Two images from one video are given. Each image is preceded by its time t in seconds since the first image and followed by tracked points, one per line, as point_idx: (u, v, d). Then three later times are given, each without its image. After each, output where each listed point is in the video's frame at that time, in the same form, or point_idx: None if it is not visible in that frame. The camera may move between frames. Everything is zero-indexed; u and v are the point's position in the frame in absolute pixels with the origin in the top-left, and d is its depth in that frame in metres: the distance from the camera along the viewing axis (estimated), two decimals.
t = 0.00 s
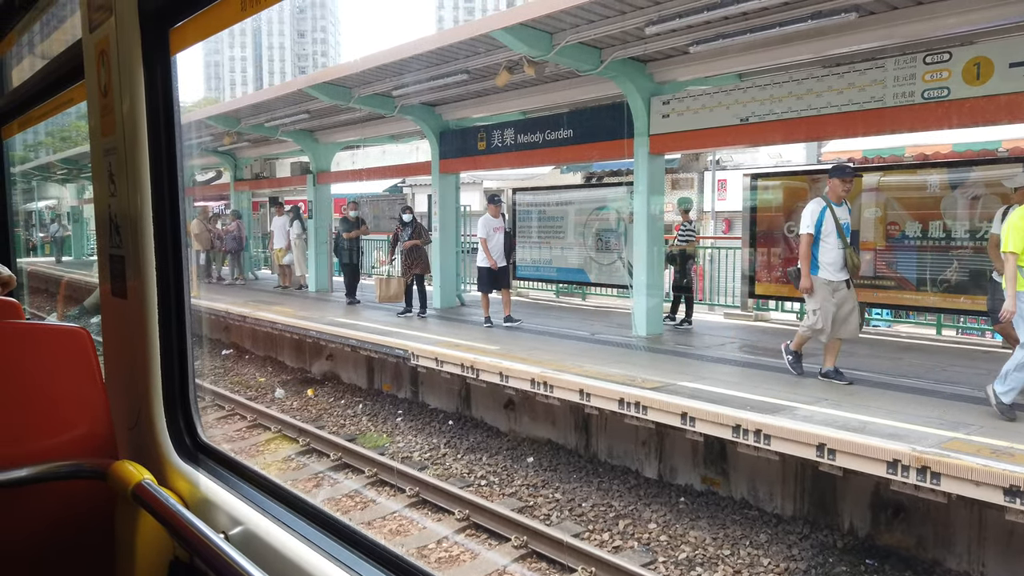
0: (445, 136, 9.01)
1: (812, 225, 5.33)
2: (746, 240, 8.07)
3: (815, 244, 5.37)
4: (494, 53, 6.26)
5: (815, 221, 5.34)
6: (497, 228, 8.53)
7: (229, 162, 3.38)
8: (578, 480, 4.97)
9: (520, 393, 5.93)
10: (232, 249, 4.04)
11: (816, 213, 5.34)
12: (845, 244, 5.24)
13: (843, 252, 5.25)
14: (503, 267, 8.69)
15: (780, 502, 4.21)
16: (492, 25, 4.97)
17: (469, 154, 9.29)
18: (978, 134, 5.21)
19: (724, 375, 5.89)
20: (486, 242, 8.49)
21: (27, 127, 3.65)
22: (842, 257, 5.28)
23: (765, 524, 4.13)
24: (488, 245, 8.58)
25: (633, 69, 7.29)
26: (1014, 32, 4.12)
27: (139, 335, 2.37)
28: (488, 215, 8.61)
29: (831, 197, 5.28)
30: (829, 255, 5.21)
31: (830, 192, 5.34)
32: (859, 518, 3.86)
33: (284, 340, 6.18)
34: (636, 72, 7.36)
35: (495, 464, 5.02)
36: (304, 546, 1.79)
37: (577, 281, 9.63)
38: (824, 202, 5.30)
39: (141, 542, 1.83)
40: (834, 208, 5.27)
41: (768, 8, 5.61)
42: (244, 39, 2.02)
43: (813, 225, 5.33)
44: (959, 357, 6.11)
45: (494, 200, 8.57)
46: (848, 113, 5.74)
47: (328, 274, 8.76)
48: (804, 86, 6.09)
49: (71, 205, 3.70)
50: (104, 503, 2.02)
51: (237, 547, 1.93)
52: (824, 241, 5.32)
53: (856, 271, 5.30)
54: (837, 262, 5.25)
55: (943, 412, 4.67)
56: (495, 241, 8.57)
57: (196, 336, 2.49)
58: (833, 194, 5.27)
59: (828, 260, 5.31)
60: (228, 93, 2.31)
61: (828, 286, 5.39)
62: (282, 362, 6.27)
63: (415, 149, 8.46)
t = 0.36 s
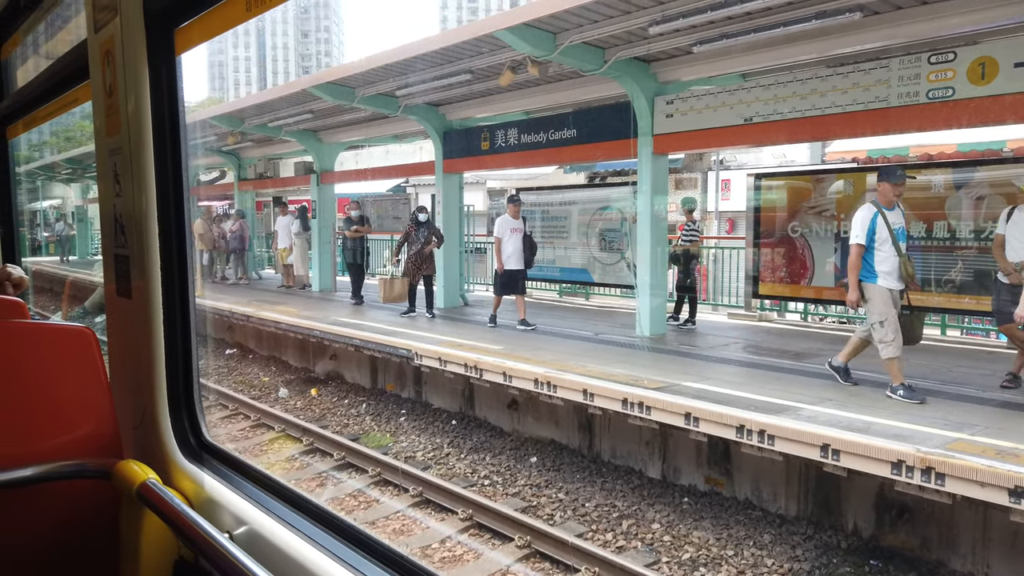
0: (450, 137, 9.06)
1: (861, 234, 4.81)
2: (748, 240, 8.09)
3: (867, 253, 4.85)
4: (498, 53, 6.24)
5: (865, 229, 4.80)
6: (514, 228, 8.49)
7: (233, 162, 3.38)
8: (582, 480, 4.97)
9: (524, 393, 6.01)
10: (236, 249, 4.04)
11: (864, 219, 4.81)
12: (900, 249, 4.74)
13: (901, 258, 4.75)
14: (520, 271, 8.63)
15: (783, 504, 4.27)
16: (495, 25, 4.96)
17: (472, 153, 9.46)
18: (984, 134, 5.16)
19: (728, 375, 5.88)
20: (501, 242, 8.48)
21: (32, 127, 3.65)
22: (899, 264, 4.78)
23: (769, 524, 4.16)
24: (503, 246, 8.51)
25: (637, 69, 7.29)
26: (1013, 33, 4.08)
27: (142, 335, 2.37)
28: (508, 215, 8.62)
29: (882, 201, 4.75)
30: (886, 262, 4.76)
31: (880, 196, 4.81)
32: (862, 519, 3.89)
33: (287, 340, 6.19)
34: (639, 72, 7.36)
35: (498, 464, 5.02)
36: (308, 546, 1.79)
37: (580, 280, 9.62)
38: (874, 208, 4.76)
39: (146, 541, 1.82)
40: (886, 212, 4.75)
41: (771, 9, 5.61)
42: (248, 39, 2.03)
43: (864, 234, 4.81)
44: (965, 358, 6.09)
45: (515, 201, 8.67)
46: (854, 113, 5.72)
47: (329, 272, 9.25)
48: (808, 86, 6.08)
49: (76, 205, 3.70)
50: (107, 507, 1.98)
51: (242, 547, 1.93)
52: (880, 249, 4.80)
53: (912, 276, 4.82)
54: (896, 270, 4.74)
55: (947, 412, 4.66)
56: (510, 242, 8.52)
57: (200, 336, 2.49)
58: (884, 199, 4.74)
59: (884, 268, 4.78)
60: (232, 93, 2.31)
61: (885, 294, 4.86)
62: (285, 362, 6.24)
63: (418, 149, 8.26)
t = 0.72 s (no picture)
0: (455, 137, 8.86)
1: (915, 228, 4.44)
2: (753, 239, 8.14)
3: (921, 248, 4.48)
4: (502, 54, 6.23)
5: (918, 224, 4.45)
6: (527, 229, 8.30)
7: (237, 162, 3.39)
8: (586, 480, 4.97)
9: (528, 394, 5.99)
10: (241, 249, 4.04)
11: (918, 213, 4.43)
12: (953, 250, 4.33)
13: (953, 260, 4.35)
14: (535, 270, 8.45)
15: (788, 504, 4.23)
16: (499, 25, 4.95)
17: (476, 154, 9.29)
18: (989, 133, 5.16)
19: (731, 376, 5.87)
20: (514, 242, 8.37)
21: (38, 127, 3.66)
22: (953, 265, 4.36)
23: (774, 525, 4.16)
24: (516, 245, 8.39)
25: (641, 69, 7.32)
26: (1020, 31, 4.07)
27: (147, 334, 2.38)
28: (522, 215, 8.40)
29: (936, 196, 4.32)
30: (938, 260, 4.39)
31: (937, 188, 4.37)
32: (867, 520, 3.84)
33: (291, 339, 6.22)
34: (643, 72, 7.36)
35: (502, 464, 5.02)
36: (312, 546, 1.79)
37: (584, 281, 9.62)
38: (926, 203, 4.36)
39: (150, 541, 1.83)
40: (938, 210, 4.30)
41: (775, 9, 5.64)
42: (253, 40, 2.03)
43: (916, 229, 4.46)
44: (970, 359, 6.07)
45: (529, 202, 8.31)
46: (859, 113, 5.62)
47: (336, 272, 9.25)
48: (813, 86, 6.06)
49: (81, 206, 3.69)
50: (111, 507, 1.98)
51: (246, 547, 1.93)
52: (931, 246, 4.42)
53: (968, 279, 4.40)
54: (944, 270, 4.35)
55: (952, 413, 4.65)
56: (523, 242, 8.34)
57: (205, 336, 2.50)
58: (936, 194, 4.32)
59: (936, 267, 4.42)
60: (238, 93, 2.35)
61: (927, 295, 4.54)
62: (290, 362, 6.31)
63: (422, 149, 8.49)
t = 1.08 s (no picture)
0: (460, 137, 8.99)
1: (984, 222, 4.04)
2: (759, 240, 8.03)
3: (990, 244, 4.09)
4: (508, 54, 6.23)
5: (986, 218, 4.04)
6: (538, 230, 8.17)
7: (243, 162, 3.39)
8: (591, 480, 4.95)
9: (533, 394, 5.97)
10: (246, 249, 4.04)
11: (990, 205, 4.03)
12: None
13: None
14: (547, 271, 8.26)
15: (794, 505, 4.24)
16: (506, 25, 4.95)
17: (482, 154, 9.36)
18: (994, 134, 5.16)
19: (737, 376, 5.85)
20: (526, 244, 8.24)
21: (45, 127, 3.67)
22: None
23: (780, 526, 4.14)
24: (528, 247, 8.26)
25: (647, 68, 7.23)
26: None
27: (154, 335, 2.38)
28: (531, 216, 8.26)
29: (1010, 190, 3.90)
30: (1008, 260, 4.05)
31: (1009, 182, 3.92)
32: (873, 521, 3.85)
33: (296, 339, 6.20)
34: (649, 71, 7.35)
35: (507, 465, 5.01)
36: (318, 546, 1.79)
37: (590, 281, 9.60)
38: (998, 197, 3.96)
39: (156, 541, 1.82)
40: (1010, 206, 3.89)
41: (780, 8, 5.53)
42: (259, 41, 2.04)
43: (984, 223, 4.05)
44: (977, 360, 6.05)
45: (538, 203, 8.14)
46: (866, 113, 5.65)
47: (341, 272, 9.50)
48: (819, 86, 6.04)
49: (87, 206, 3.68)
50: (117, 505, 1.98)
51: (252, 547, 1.92)
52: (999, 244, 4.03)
53: None
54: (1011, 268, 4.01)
55: (959, 414, 4.63)
56: (535, 243, 8.22)
57: (211, 335, 2.50)
58: (1009, 188, 3.90)
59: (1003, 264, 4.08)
60: (243, 94, 2.33)
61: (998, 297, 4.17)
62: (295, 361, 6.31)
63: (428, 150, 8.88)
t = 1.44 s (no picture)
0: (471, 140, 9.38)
1: None
2: (770, 244, 7.95)
3: None
4: (519, 57, 6.24)
5: None
6: (552, 231, 8.14)
7: (255, 164, 3.40)
8: (601, 484, 4.94)
9: (542, 397, 5.97)
10: (259, 252, 4.05)
11: None
12: None
13: None
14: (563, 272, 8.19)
15: (804, 512, 4.23)
16: (516, 28, 4.96)
17: (493, 157, 9.28)
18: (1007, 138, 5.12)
19: (747, 380, 5.84)
20: (540, 246, 8.20)
21: (59, 129, 3.69)
22: None
23: (790, 531, 4.11)
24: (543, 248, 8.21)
25: (658, 72, 7.28)
26: None
27: (166, 337, 2.39)
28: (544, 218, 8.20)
29: None
30: None
31: None
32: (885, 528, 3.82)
33: (306, 341, 6.02)
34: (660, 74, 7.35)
35: (516, 468, 5.00)
36: (329, 548, 1.79)
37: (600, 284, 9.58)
38: None
39: (168, 542, 1.82)
40: None
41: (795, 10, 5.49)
42: (272, 46, 2.08)
43: None
44: (990, 366, 6.01)
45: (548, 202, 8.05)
46: (880, 115, 5.55)
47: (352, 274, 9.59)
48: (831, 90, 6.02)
49: (99, 208, 3.68)
50: (131, 503, 1.99)
51: (263, 549, 1.92)
52: None
53: None
54: None
55: (971, 419, 4.60)
56: (550, 244, 8.17)
57: (223, 337, 2.52)
58: None
59: None
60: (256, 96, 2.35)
61: None
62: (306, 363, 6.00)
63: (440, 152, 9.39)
